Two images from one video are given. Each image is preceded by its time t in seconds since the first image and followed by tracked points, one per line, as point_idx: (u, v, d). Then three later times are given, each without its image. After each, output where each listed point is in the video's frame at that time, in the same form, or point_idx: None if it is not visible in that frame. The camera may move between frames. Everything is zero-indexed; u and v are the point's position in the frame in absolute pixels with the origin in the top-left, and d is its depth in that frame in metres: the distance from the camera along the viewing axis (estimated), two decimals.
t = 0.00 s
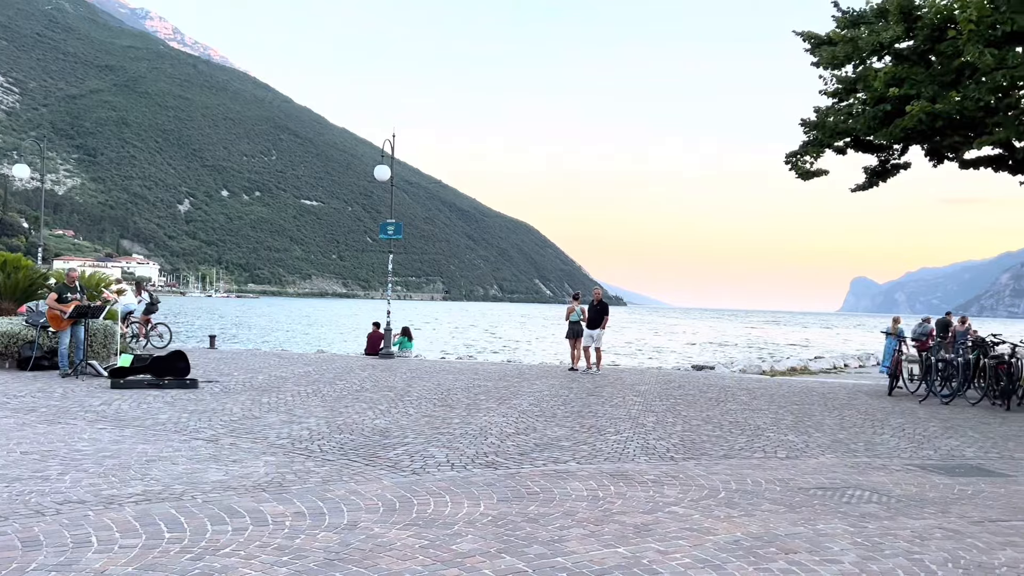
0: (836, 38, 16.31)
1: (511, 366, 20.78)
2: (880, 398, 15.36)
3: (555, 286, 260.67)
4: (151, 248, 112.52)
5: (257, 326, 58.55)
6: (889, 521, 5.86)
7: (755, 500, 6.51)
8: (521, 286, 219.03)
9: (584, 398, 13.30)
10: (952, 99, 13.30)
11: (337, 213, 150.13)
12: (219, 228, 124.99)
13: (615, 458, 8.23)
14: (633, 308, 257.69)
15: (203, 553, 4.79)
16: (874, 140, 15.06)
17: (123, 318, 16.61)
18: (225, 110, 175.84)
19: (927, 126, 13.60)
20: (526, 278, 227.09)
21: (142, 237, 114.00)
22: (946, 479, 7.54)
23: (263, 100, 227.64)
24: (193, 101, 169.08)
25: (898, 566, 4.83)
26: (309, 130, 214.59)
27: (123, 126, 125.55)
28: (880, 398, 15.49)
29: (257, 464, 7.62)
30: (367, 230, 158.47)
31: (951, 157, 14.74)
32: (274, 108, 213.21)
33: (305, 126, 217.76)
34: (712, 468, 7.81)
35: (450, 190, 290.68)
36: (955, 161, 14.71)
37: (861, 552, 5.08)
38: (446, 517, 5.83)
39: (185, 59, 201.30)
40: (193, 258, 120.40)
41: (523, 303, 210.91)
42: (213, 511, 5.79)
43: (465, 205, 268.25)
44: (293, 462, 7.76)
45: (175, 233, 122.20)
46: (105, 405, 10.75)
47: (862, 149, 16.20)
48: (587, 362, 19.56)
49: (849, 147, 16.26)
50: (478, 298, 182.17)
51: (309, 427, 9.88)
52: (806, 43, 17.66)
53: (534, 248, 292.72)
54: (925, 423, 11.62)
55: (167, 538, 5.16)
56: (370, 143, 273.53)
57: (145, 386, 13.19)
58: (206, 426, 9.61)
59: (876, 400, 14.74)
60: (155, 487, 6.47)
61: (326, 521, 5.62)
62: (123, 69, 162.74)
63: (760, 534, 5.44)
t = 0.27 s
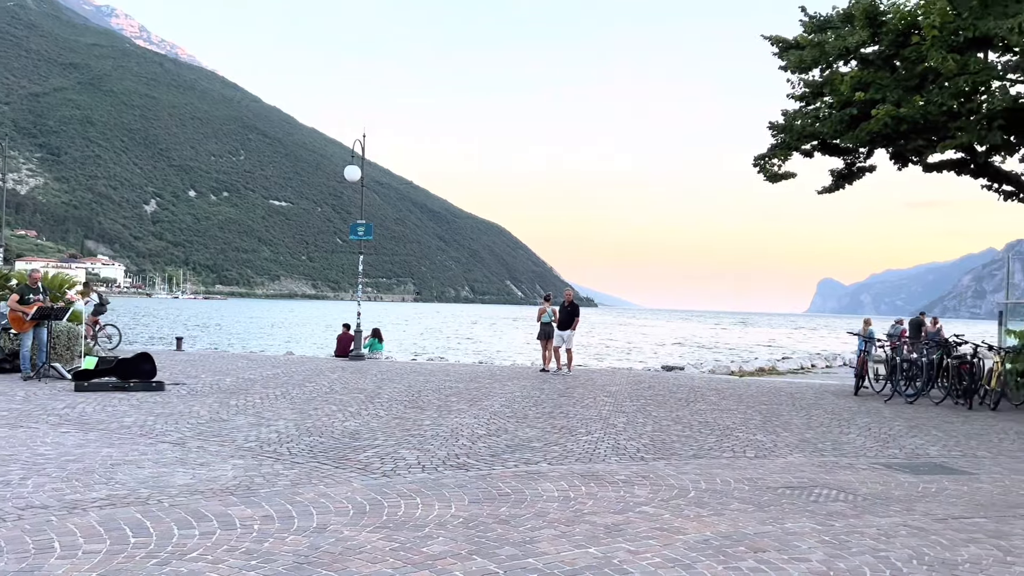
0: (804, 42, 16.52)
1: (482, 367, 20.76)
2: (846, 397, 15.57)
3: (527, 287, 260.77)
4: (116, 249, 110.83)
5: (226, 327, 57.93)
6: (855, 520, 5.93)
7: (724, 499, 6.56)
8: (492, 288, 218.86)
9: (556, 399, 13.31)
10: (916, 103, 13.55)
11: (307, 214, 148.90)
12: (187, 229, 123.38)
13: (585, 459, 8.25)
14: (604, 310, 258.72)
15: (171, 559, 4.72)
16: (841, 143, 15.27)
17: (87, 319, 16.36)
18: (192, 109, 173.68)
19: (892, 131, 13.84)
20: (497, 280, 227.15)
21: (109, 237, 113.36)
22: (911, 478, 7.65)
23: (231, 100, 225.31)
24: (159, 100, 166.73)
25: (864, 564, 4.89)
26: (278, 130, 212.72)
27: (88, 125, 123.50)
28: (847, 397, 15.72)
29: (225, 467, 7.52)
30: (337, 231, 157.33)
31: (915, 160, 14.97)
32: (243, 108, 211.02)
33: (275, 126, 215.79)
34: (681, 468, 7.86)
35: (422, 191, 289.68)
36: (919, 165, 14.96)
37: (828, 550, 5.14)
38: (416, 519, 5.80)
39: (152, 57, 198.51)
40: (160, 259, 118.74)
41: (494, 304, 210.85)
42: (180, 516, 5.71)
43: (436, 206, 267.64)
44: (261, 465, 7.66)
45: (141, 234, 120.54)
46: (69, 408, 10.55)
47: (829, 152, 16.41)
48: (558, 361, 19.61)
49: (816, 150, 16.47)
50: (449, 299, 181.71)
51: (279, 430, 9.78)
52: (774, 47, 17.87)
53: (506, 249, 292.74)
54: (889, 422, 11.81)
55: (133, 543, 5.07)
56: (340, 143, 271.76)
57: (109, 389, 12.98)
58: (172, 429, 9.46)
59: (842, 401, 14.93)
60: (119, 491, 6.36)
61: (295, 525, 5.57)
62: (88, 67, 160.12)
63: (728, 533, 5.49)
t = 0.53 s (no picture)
0: (775, 47, 16.72)
1: (456, 369, 20.70)
2: (816, 399, 15.75)
3: (502, 289, 260.74)
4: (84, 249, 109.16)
5: (197, 330, 57.31)
6: (827, 520, 5.99)
7: (697, 500, 6.60)
8: (467, 289, 218.63)
9: (531, 402, 13.29)
10: (885, 108, 13.76)
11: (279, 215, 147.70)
12: (157, 230, 121.84)
13: (559, 462, 8.25)
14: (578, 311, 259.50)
15: (140, 566, 4.65)
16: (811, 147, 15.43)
17: (54, 321, 16.05)
18: (163, 108, 171.55)
19: (861, 135, 14.02)
20: (472, 282, 227.14)
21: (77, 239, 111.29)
22: (880, 478, 7.75)
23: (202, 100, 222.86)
24: (129, 100, 164.49)
25: (835, 564, 4.94)
26: (250, 130, 210.69)
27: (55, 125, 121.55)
28: (818, 398, 15.88)
29: (195, 471, 7.43)
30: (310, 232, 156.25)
31: (883, 165, 15.17)
32: (215, 107, 208.86)
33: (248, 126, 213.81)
34: (655, 470, 7.89)
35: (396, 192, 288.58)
36: (887, 169, 15.15)
37: (800, 550, 5.19)
38: (390, 523, 5.76)
39: (121, 56, 195.87)
40: (129, 260, 117.13)
41: (469, 306, 210.56)
42: (150, 520, 5.63)
43: (410, 207, 267.05)
44: (232, 469, 7.59)
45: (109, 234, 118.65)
46: (36, 412, 10.36)
47: (800, 156, 16.58)
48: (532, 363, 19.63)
49: (787, 154, 16.62)
50: (422, 301, 181.15)
51: (250, 434, 9.67)
52: (746, 51, 18.03)
53: (481, 250, 292.55)
54: (860, 423, 11.95)
55: (101, 549, 4.99)
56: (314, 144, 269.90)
57: (77, 393, 12.76)
58: (142, 433, 9.33)
59: (812, 402, 15.10)
60: (87, 496, 6.25)
61: (268, 529, 5.51)
62: (56, 65, 157.41)
63: (704, 535, 5.51)
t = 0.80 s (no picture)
0: (750, 51, 16.88)
1: (432, 372, 20.65)
2: (790, 400, 15.89)
3: (479, 291, 260.46)
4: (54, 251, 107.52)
5: (170, 332, 56.67)
6: (800, 520, 6.05)
7: (673, 501, 6.63)
8: (444, 291, 218.23)
9: (508, 404, 13.27)
10: (858, 113, 13.95)
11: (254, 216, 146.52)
12: (129, 232, 120.36)
13: (536, 464, 8.25)
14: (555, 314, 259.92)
15: (111, 571, 4.59)
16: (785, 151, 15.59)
17: (24, 323, 15.77)
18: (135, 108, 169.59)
19: (834, 139, 14.20)
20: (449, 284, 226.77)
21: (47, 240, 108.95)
22: (854, 479, 7.84)
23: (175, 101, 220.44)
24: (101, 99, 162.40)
25: (809, 564, 4.99)
26: (224, 131, 208.78)
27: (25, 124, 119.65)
28: (792, 400, 16.02)
29: (168, 475, 7.33)
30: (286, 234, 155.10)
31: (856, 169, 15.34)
32: (189, 108, 206.76)
33: (222, 127, 211.89)
34: (631, 472, 7.91)
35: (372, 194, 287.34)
36: (859, 173, 15.32)
37: (774, 552, 5.22)
38: (366, 527, 5.73)
39: (93, 54, 193.33)
40: (101, 262, 115.55)
41: (446, 308, 210.15)
42: (121, 526, 5.55)
43: (387, 209, 266.01)
44: (205, 473, 7.50)
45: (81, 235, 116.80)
46: (5, 416, 10.19)
47: (774, 160, 16.72)
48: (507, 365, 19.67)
49: (762, 158, 16.77)
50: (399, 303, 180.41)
51: (225, 437, 9.58)
52: (722, 55, 18.17)
53: (458, 252, 292.11)
54: (833, 424, 12.08)
55: (71, 555, 4.90)
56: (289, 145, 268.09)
57: (47, 396, 12.57)
58: (113, 437, 9.20)
59: (786, 403, 15.24)
60: (57, 501, 6.15)
61: (243, 533, 5.46)
62: (26, 63, 155.05)
63: (678, 536, 5.54)
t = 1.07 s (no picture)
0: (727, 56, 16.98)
1: (411, 374, 20.57)
2: (766, 402, 16.00)
3: (458, 293, 259.72)
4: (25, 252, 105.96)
5: (144, 335, 56.08)
6: (776, 521, 6.09)
7: (651, 503, 6.64)
8: (422, 293, 217.61)
9: (486, 406, 13.24)
10: (833, 116, 14.11)
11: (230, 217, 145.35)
12: (103, 233, 118.90)
13: (514, 466, 8.24)
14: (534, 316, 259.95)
15: None
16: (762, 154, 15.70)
17: None
18: (110, 107, 167.66)
19: (810, 143, 14.35)
20: (428, 286, 226.32)
21: (18, 241, 111.30)
22: (830, 480, 7.91)
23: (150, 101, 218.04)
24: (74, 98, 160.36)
25: (785, 564, 5.01)
26: (200, 131, 206.98)
27: None
28: (768, 401, 16.16)
29: (142, 479, 7.24)
30: (262, 235, 153.92)
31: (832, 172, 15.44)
32: (164, 108, 204.63)
33: (198, 127, 210.02)
34: (610, 474, 7.92)
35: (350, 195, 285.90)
36: (835, 176, 15.44)
37: (751, 552, 5.26)
38: (343, 531, 5.69)
39: (67, 53, 190.90)
40: (73, 263, 114.04)
41: (424, 310, 209.56)
42: (91, 530, 5.46)
43: (365, 211, 264.90)
44: (180, 477, 7.42)
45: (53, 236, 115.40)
46: None
47: (750, 163, 16.83)
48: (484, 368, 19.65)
49: (739, 161, 16.87)
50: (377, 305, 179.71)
51: (200, 440, 9.48)
52: (699, 59, 18.28)
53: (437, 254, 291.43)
54: (809, 425, 12.19)
55: (40, 559, 4.84)
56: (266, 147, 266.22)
57: (18, 399, 12.40)
58: (86, 441, 9.06)
59: (763, 405, 15.35)
60: (28, 506, 6.05)
61: (217, 538, 5.41)
62: None
63: (657, 537, 5.54)
